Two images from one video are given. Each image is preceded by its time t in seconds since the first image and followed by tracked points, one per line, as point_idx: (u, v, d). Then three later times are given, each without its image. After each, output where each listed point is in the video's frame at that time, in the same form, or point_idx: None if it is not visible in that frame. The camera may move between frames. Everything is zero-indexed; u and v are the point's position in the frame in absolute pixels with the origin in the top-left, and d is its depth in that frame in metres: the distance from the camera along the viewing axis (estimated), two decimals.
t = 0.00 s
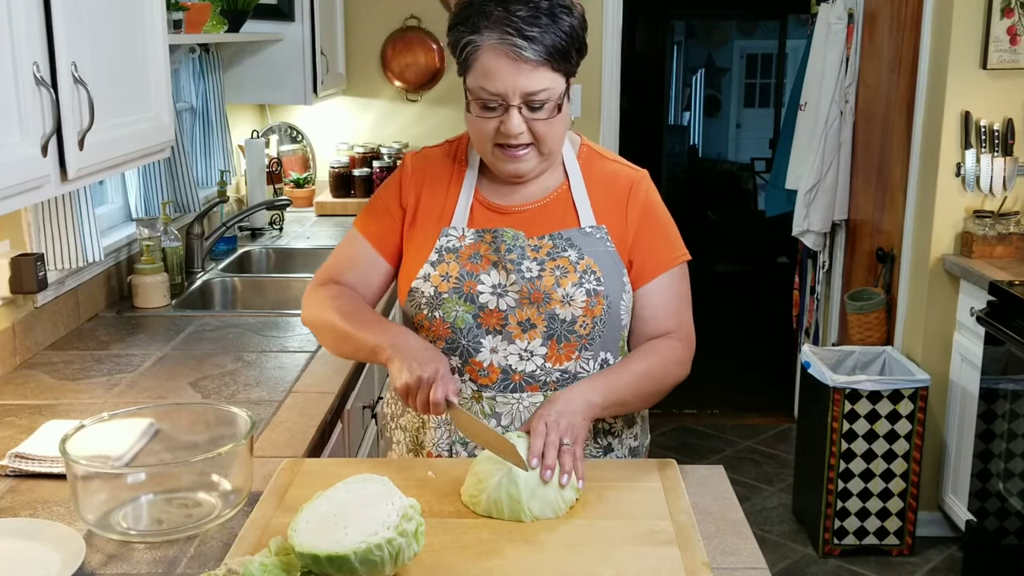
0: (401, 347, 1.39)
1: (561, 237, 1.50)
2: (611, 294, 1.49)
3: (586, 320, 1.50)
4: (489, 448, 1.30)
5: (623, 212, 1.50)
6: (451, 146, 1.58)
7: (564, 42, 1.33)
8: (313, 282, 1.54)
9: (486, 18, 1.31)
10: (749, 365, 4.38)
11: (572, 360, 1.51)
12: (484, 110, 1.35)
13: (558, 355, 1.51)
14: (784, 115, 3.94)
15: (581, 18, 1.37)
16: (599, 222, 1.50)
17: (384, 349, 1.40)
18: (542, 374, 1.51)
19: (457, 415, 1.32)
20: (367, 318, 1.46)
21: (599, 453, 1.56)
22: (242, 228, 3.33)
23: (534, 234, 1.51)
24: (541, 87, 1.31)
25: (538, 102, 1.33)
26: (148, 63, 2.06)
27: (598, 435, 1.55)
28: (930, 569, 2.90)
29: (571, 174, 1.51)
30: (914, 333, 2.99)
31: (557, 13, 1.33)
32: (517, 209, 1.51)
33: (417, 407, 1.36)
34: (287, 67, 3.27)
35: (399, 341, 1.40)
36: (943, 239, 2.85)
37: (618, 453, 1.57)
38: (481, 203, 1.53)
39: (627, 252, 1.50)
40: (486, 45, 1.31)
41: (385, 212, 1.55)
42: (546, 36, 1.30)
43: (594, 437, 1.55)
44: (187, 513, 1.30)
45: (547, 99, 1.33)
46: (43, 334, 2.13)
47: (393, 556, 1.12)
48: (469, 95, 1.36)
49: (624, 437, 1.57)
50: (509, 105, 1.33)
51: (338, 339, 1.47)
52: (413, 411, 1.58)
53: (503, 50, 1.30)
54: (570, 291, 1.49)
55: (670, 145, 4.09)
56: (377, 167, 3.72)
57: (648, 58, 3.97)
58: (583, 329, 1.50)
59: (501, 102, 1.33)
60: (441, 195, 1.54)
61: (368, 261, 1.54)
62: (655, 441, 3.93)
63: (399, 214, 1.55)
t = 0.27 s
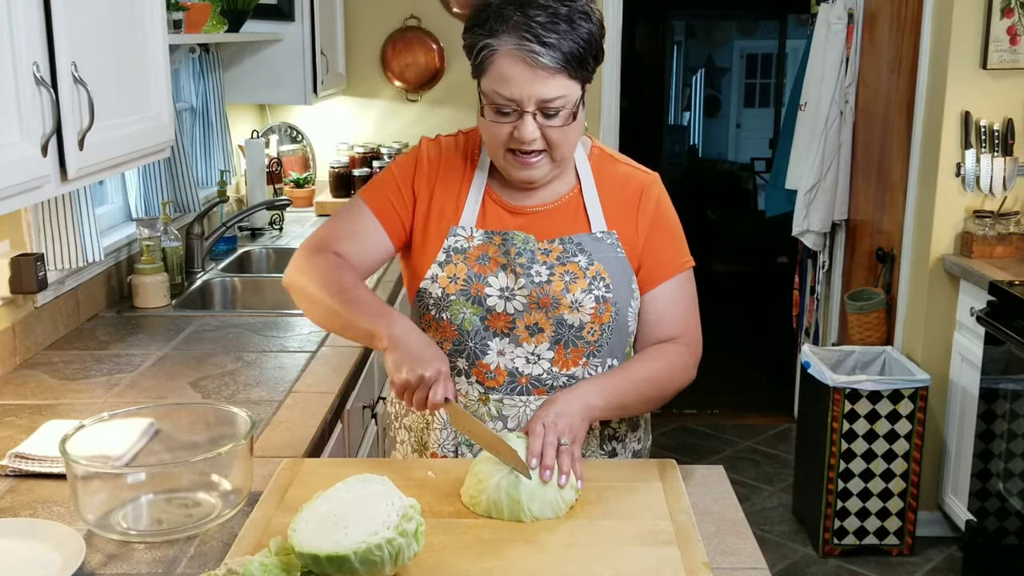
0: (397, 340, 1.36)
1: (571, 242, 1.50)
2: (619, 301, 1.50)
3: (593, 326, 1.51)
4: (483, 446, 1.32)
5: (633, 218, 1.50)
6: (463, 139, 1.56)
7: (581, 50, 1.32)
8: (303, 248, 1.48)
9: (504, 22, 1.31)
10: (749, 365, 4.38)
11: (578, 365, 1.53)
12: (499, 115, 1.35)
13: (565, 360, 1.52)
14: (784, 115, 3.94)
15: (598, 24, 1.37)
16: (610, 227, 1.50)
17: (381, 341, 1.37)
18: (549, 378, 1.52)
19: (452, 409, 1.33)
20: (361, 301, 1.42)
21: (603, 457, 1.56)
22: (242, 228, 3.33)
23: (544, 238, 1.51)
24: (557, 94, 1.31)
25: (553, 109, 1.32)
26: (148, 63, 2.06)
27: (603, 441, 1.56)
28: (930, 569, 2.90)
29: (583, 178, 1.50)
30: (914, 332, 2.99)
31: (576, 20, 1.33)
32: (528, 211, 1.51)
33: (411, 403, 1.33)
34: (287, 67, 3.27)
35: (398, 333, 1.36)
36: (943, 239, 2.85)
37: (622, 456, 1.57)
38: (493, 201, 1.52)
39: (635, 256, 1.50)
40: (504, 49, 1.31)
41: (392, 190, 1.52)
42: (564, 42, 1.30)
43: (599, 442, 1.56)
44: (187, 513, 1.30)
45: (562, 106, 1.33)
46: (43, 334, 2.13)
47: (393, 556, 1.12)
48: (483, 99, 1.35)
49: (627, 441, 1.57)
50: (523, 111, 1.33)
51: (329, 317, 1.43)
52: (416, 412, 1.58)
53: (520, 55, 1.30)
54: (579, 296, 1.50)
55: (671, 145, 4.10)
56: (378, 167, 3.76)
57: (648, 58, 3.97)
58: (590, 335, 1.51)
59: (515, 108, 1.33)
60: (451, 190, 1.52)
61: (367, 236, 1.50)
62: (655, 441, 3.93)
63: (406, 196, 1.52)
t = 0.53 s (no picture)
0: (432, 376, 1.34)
1: (579, 248, 1.50)
2: (626, 307, 1.50)
3: (602, 333, 1.51)
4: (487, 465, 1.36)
5: (638, 223, 1.50)
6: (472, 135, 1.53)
7: (585, 56, 1.32)
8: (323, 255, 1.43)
9: (507, 30, 1.31)
10: (749, 364, 4.38)
11: (586, 372, 1.54)
12: (502, 122, 1.35)
13: (573, 366, 1.53)
14: (784, 115, 3.94)
15: (603, 29, 1.36)
16: (617, 233, 1.50)
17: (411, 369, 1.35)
18: (556, 383, 1.53)
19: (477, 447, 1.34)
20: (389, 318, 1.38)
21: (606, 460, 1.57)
22: (242, 228, 3.33)
23: (554, 243, 1.50)
24: (560, 102, 1.31)
25: (557, 116, 1.33)
26: (148, 63, 2.06)
27: (608, 444, 1.56)
28: (930, 569, 2.90)
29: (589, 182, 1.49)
30: (914, 331, 2.99)
31: (579, 26, 1.32)
32: (538, 214, 1.49)
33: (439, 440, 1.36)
34: (287, 67, 3.27)
35: (428, 363, 1.35)
36: (943, 239, 2.85)
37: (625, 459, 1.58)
38: (505, 201, 1.49)
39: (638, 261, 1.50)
40: (507, 57, 1.31)
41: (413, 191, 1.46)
42: (567, 50, 1.30)
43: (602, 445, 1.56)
44: (187, 513, 1.30)
45: (566, 114, 1.33)
46: (43, 334, 2.13)
47: (393, 556, 1.12)
48: (486, 106, 1.35)
49: (630, 444, 1.58)
50: (528, 118, 1.33)
51: (352, 335, 1.40)
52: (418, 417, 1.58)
53: (524, 63, 1.30)
54: (588, 303, 1.50)
55: (671, 144, 4.10)
56: (377, 167, 3.72)
57: (648, 58, 3.97)
58: (598, 342, 1.52)
59: (519, 115, 1.33)
60: (465, 190, 1.49)
61: (390, 239, 1.43)
62: (655, 440, 3.93)
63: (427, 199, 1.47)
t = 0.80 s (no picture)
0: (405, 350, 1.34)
1: (576, 246, 1.50)
2: (625, 305, 1.50)
3: (600, 332, 1.51)
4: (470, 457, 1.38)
5: (634, 221, 1.50)
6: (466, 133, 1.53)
7: (585, 58, 1.32)
8: (297, 238, 1.42)
9: (508, 30, 1.31)
10: (749, 364, 4.38)
11: (585, 371, 1.53)
12: (500, 122, 1.35)
13: (572, 365, 1.53)
14: (784, 115, 3.94)
15: (604, 31, 1.36)
16: (613, 231, 1.50)
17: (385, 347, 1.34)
18: (556, 383, 1.53)
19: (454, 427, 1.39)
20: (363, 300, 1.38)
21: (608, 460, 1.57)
22: (242, 228, 3.33)
23: (550, 242, 1.50)
24: (560, 105, 1.31)
25: (556, 118, 1.33)
26: (148, 63, 2.06)
27: (609, 443, 1.56)
28: (930, 569, 2.90)
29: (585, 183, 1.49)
30: (914, 332, 2.99)
31: (580, 27, 1.32)
32: (534, 213, 1.49)
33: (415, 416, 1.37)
34: (287, 67, 3.27)
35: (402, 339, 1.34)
36: (943, 239, 2.85)
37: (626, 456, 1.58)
38: (499, 200, 1.50)
39: (635, 257, 1.50)
40: (507, 57, 1.31)
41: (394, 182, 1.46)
42: (568, 52, 1.30)
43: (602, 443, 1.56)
44: (187, 513, 1.30)
45: (565, 115, 1.33)
46: (43, 334, 2.13)
47: (393, 556, 1.12)
48: (485, 105, 1.35)
49: (631, 441, 1.58)
50: (526, 119, 1.33)
51: (324, 313, 1.38)
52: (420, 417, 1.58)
53: (524, 65, 1.30)
54: (586, 302, 1.50)
55: (670, 145, 4.09)
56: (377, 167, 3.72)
57: (648, 59, 3.97)
58: (597, 340, 1.52)
59: (518, 116, 1.33)
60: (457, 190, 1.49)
61: (366, 225, 1.44)
62: (655, 441, 3.93)
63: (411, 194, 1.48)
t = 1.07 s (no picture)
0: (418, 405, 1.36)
1: (561, 242, 1.50)
2: (610, 300, 1.50)
3: (586, 327, 1.50)
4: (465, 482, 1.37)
5: (620, 216, 1.50)
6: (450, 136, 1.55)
7: (564, 55, 1.32)
8: (319, 283, 1.47)
9: (486, 29, 1.31)
10: (749, 364, 4.38)
11: (572, 367, 1.52)
12: (481, 121, 1.35)
13: (559, 361, 1.51)
14: (784, 115, 3.94)
15: (583, 28, 1.36)
16: (598, 227, 1.50)
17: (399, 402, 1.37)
18: (543, 379, 1.51)
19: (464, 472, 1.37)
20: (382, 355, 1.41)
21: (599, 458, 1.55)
22: (242, 228, 3.33)
23: (534, 239, 1.51)
24: (540, 101, 1.32)
25: (536, 115, 1.33)
26: (148, 63, 2.06)
27: (598, 441, 1.55)
28: (930, 569, 2.90)
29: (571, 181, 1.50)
30: (914, 332, 2.99)
31: (559, 25, 1.32)
32: (519, 211, 1.50)
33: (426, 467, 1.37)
34: (288, 67, 3.27)
35: (416, 395, 1.37)
36: (943, 239, 2.85)
37: (620, 455, 1.57)
38: (484, 200, 1.51)
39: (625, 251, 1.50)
40: (485, 57, 1.31)
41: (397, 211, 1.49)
42: (546, 49, 1.30)
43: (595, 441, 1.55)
44: (187, 513, 1.30)
45: (545, 112, 1.33)
46: (43, 334, 2.13)
47: (393, 556, 1.12)
48: (466, 104, 1.35)
49: (624, 440, 1.57)
50: (506, 117, 1.33)
51: (346, 364, 1.43)
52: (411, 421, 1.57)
53: (502, 63, 1.30)
54: (571, 297, 1.49)
55: (670, 145, 4.09)
56: (377, 167, 3.72)
57: (648, 59, 3.97)
58: (583, 336, 1.50)
59: (498, 115, 1.33)
60: (440, 190, 1.51)
61: (378, 263, 1.49)
62: (655, 441, 3.93)
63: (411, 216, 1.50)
